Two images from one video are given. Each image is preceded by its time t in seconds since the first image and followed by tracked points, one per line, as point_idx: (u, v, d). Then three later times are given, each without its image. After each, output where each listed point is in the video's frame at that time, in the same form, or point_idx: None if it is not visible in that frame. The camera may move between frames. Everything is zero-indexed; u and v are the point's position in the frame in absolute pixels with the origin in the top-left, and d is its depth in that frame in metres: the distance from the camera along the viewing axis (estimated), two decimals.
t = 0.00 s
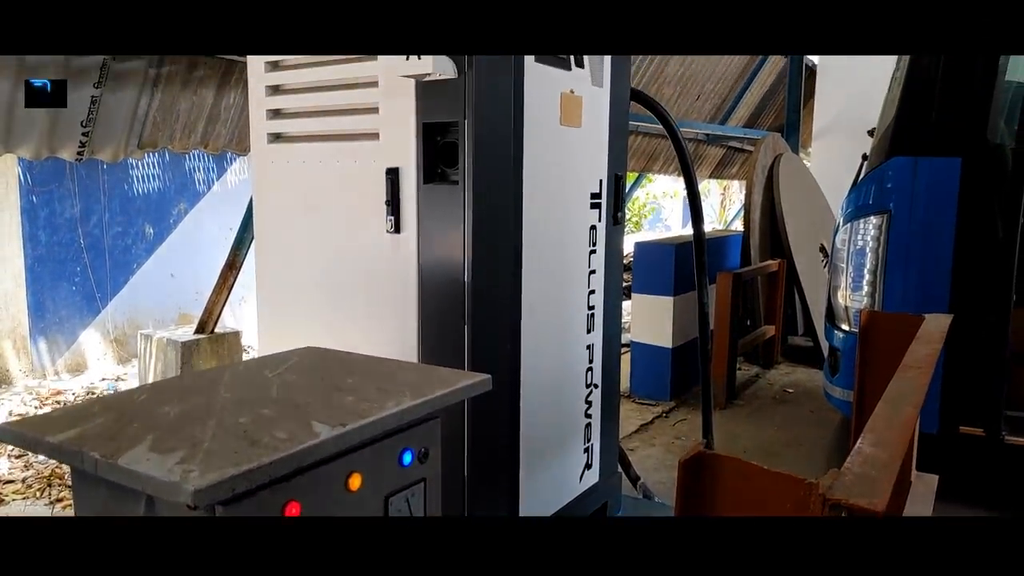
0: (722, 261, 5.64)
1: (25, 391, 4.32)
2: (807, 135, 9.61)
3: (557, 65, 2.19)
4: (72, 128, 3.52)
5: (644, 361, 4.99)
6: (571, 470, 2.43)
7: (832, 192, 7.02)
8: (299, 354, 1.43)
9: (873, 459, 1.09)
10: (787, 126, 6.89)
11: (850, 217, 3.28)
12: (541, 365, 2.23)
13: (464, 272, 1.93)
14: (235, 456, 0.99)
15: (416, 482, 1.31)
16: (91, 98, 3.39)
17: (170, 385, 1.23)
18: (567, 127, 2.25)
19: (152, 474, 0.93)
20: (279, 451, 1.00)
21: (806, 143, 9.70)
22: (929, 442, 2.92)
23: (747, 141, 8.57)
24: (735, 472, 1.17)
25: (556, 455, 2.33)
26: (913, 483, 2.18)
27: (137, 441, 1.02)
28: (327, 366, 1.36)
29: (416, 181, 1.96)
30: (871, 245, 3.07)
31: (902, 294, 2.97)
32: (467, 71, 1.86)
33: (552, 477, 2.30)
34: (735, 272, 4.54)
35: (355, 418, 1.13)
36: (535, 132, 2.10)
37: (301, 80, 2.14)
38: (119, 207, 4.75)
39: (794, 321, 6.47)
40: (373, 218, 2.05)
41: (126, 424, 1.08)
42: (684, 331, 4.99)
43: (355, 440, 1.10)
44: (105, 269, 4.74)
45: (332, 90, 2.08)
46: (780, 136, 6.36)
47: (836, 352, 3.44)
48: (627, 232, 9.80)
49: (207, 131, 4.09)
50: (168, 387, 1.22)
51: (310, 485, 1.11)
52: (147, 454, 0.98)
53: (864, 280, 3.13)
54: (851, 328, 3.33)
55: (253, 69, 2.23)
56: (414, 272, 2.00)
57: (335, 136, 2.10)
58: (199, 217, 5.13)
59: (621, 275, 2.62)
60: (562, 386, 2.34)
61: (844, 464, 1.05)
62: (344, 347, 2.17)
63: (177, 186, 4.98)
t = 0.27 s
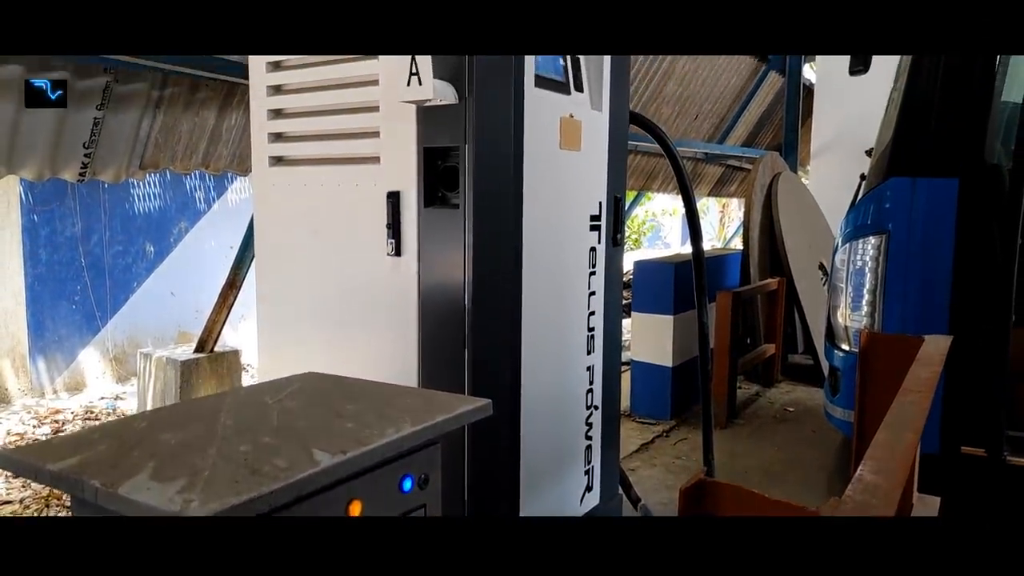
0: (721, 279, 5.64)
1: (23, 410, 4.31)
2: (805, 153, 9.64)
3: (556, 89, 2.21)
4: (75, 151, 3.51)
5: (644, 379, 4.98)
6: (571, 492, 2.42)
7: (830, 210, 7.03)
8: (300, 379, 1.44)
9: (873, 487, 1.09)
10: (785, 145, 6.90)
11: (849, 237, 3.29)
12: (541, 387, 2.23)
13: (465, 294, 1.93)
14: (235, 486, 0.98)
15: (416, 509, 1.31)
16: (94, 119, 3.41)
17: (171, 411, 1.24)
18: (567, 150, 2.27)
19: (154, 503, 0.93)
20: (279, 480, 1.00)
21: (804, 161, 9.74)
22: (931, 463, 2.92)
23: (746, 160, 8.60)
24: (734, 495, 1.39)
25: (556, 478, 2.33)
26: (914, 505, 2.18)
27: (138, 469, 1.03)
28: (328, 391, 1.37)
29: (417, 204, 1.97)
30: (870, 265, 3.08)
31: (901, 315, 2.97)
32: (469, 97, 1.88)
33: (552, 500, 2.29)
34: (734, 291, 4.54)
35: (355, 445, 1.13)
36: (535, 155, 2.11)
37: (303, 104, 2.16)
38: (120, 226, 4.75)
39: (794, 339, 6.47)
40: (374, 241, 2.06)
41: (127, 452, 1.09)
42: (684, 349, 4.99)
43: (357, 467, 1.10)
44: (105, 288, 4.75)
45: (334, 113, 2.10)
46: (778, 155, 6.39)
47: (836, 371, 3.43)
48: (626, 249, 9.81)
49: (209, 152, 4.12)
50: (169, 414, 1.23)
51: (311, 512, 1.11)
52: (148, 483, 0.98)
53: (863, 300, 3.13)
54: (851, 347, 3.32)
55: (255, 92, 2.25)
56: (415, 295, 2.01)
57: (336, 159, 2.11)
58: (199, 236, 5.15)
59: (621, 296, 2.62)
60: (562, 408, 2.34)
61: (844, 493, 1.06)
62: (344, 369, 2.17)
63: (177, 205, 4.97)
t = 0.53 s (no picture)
0: (724, 291, 5.64)
1: (25, 420, 4.31)
2: (808, 165, 9.65)
3: (560, 104, 2.22)
4: (81, 160, 3.51)
5: (647, 392, 4.97)
6: (574, 507, 2.42)
7: (833, 222, 7.03)
8: (304, 395, 1.45)
9: (876, 507, 1.08)
10: (788, 157, 6.90)
11: (851, 250, 3.29)
12: (545, 400, 2.23)
13: (468, 308, 1.94)
14: (239, 503, 0.99)
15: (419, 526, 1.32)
16: (100, 131, 3.43)
17: (175, 427, 1.24)
18: (571, 164, 2.28)
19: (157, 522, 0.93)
20: (283, 497, 1.00)
21: (807, 173, 9.75)
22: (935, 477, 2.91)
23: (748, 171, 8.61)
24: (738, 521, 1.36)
25: (559, 492, 2.33)
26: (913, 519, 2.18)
27: (142, 485, 1.03)
28: (331, 406, 1.37)
29: (421, 218, 1.97)
30: (873, 279, 3.08)
31: (904, 332, 2.95)
32: (473, 112, 1.89)
33: (554, 515, 2.28)
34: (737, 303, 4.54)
35: (358, 461, 1.13)
36: (539, 169, 2.12)
37: (308, 118, 2.17)
38: (124, 236, 4.74)
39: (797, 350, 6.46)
40: (378, 254, 2.06)
41: (131, 467, 1.09)
42: (686, 361, 4.98)
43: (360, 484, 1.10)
44: (108, 299, 4.75)
45: (339, 127, 2.11)
46: (780, 167, 6.40)
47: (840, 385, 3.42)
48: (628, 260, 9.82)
49: (213, 164, 4.14)
50: (173, 430, 1.23)
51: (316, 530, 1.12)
52: (151, 500, 0.99)
53: (867, 312, 3.13)
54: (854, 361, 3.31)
55: (260, 107, 2.27)
56: (419, 309, 2.01)
57: (340, 173, 2.12)
58: (203, 246, 5.18)
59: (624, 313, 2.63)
60: (565, 421, 2.34)
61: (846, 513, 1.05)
62: (347, 382, 2.18)
63: (182, 216, 5.01)
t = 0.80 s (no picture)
0: (724, 306, 5.64)
1: (24, 436, 4.28)
2: (807, 181, 9.68)
3: (559, 124, 2.24)
4: (83, 178, 3.51)
5: (647, 407, 4.96)
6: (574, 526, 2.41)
7: (833, 237, 7.04)
8: (306, 416, 1.45)
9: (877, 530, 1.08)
10: (787, 173, 6.91)
11: (851, 266, 3.28)
12: (545, 419, 2.23)
13: (468, 328, 1.94)
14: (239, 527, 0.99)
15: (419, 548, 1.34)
16: (102, 150, 3.46)
17: (177, 450, 1.24)
18: (570, 183, 2.30)
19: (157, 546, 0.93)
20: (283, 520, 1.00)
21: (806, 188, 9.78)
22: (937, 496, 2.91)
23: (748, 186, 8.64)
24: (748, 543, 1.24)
25: (558, 511, 2.32)
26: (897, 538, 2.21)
27: (143, 509, 1.03)
28: (332, 429, 1.37)
29: (422, 238, 1.98)
30: (873, 295, 3.04)
31: (905, 348, 2.92)
32: (473, 132, 1.90)
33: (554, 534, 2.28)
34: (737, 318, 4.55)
35: (359, 484, 1.13)
36: (539, 189, 2.13)
37: (309, 138, 2.19)
38: (125, 253, 4.70)
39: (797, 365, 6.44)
40: (379, 274, 2.07)
41: (132, 491, 1.09)
42: (687, 377, 4.97)
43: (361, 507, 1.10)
44: (108, 315, 4.77)
45: (340, 148, 2.13)
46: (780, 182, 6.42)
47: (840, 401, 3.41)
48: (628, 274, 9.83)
49: (215, 182, 4.15)
50: (175, 453, 1.23)
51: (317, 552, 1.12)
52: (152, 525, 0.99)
53: (867, 328, 3.10)
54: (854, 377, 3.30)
55: (261, 127, 2.28)
56: (419, 329, 2.02)
57: (341, 193, 2.14)
58: (203, 260, 5.21)
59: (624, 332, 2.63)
60: (565, 440, 2.34)
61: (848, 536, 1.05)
62: (347, 401, 2.18)
63: (183, 232, 4.99)
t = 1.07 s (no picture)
0: (721, 322, 5.65)
1: (20, 449, 4.31)
2: (804, 198, 9.73)
3: (558, 144, 2.25)
4: (82, 193, 3.52)
5: (645, 424, 4.95)
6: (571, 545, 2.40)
7: (830, 255, 7.06)
8: (304, 435, 1.45)
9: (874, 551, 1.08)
10: (783, 189, 6.92)
11: (848, 284, 3.25)
12: (542, 436, 2.23)
13: (466, 346, 1.94)
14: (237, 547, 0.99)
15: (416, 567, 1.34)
16: (102, 165, 3.47)
17: (175, 468, 1.25)
18: (569, 201, 2.31)
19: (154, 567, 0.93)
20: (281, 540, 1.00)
21: (803, 205, 9.82)
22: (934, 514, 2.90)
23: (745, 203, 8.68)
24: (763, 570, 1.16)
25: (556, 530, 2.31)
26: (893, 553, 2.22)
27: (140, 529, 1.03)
28: (330, 447, 1.38)
29: (421, 255, 1.99)
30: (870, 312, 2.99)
31: (902, 366, 2.85)
32: (472, 151, 1.91)
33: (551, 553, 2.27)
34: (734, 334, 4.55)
35: (356, 504, 1.13)
36: (538, 207, 2.15)
37: (309, 156, 2.20)
38: (123, 266, 4.69)
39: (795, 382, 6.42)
40: (378, 291, 2.08)
41: (130, 510, 1.09)
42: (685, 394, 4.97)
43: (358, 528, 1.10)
44: (107, 329, 4.75)
45: (340, 166, 2.14)
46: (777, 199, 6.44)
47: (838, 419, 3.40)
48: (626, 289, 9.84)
49: (213, 196, 4.16)
50: (172, 472, 1.24)
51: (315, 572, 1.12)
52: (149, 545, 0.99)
53: (864, 345, 3.03)
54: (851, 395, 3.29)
55: (260, 144, 2.29)
56: (417, 346, 2.02)
57: (341, 211, 2.14)
58: (202, 274, 5.20)
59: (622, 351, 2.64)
60: (563, 458, 2.34)
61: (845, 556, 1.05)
62: (345, 418, 2.18)
63: (181, 246, 4.99)
